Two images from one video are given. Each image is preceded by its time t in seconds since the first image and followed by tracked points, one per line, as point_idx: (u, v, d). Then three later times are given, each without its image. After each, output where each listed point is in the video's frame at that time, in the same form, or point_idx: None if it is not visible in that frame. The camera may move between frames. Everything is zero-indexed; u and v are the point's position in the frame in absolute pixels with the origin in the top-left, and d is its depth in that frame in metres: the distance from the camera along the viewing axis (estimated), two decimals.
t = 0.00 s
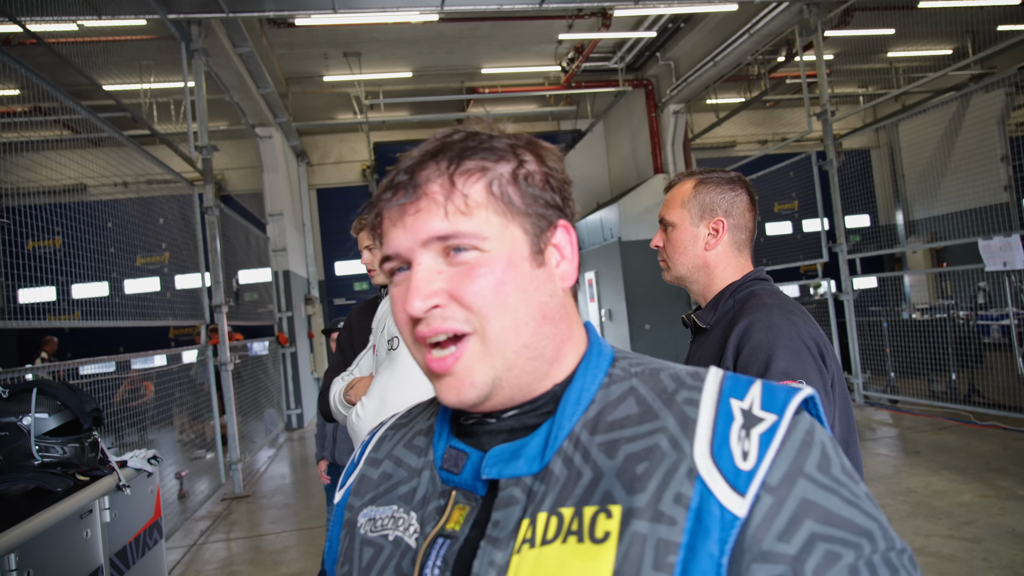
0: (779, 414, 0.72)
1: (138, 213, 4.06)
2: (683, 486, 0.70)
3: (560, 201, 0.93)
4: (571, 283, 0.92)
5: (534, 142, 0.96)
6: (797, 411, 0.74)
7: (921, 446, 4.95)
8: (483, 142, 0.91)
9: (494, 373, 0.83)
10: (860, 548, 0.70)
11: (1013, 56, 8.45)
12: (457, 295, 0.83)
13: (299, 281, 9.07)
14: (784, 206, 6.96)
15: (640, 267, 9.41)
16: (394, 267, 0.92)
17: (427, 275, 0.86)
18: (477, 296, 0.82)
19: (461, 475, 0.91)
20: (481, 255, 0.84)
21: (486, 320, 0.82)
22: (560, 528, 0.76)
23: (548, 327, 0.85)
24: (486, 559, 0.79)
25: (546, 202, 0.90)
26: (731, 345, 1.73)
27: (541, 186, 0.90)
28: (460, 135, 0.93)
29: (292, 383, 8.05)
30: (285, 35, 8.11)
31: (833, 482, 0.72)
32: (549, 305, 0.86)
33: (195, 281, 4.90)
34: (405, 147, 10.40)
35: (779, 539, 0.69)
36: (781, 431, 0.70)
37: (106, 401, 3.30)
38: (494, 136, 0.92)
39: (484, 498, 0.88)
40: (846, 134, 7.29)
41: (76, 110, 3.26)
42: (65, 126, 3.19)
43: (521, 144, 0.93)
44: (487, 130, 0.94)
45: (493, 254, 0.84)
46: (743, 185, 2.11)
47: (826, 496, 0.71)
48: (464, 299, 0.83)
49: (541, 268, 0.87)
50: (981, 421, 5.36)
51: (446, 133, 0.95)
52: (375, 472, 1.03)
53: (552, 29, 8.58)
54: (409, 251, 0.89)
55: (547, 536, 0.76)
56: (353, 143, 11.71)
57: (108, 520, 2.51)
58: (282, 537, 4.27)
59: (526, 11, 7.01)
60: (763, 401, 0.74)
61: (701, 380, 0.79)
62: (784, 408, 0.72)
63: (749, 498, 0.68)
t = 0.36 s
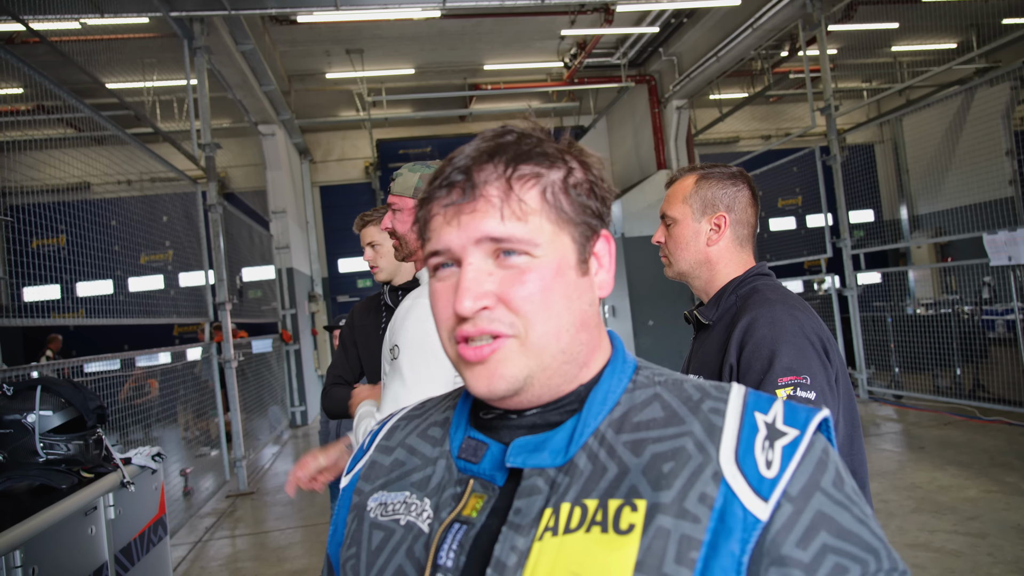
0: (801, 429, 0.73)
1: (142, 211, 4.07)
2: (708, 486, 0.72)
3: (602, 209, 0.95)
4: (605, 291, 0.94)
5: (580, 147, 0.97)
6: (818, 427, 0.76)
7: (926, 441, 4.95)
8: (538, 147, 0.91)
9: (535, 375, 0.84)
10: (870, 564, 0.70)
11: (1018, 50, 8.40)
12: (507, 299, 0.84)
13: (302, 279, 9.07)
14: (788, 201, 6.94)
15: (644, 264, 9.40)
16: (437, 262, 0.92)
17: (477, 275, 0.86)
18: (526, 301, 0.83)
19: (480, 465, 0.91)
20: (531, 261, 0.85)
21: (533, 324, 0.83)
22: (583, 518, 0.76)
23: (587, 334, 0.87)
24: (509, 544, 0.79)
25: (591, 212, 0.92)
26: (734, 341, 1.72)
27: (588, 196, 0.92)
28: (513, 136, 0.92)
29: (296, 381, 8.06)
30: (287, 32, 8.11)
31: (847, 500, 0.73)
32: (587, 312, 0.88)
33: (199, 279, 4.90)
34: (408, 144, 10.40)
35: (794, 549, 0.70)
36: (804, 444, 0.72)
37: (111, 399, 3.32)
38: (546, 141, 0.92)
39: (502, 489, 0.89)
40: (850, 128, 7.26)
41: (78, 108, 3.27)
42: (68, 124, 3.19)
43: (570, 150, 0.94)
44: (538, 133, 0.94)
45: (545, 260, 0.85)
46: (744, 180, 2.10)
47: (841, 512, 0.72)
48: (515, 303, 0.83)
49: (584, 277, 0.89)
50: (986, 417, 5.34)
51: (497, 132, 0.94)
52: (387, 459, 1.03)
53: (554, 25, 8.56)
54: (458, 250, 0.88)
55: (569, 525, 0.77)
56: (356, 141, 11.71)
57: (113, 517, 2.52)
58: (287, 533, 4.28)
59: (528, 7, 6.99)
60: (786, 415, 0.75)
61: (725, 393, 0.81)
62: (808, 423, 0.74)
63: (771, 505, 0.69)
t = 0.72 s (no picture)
0: (804, 435, 0.71)
1: (147, 217, 4.08)
2: (706, 503, 0.70)
3: (587, 203, 0.92)
4: (597, 285, 0.91)
5: (563, 142, 0.95)
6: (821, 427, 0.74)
7: (933, 443, 4.92)
8: (514, 143, 0.90)
9: (518, 374, 0.82)
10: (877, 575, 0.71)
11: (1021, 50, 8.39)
12: (483, 297, 0.83)
13: (306, 283, 9.09)
14: (792, 203, 6.94)
15: (647, 266, 9.39)
16: (422, 265, 0.91)
17: (455, 274, 0.85)
18: (503, 298, 0.82)
19: (477, 472, 0.91)
20: (507, 258, 0.84)
21: (510, 322, 0.82)
22: (577, 530, 0.76)
23: (573, 330, 0.85)
24: (501, 557, 0.79)
25: (575, 205, 0.89)
26: (737, 345, 1.72)
27: (570, 189, 0.90)
28: (491, 134, 0.91)
29: (301, 385, 8.06)
30: (290, 37, 8.14)
31: (852, 510, 0.71)
32: (574, 307, 0.85)
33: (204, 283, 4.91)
34: (411, 148, 10.42)
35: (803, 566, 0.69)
36: (807, 452, 0.70)
37: (115, 404, 3.32)
38: (525, 137, 0.91)
39: (498, 497, 0.88)
40: (853, 129, 7.26)
41: (83, 114, 3.29)
42: (73, 130, 3.21)
43: (552, 144, 0.93)
44: (517, 130, 0.93)
45: (522, 255, 0.83)
46: (746, 182, 2.10)
47: (847, 522, 0.71)
48: (491, 301, 0.82)
49: (567, 270, 0.86)
50: (992, 418, 5.32)
51: (478, 131, 0.94)
52: (395, 464, 1.03)
53: (557, 28, 8.57)
54: (437, 250, 0.88)
55: (564, 539, 0.76)
56: (359, 145, 11.74)
57: (117, 522, 2.52)
58: (292, 538, 4.28)
59: (530, 11, 7.00)
60: (787, 420, 0.73)
61: (724, 393, 0.78)
62: (810, 430, 0.71)
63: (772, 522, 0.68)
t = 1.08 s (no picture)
0: (816, 436, 0.70)
1: (151, 215, 4.08)
2: (713, 509, 0.69)
3: (570, 204, 0.89)
4: (584, 289, 0.88)
5: (547, 140, 0.92)
6: (834, 429, 0.72)
7: (936, 448, 4.91)
8: (484, 150, 0.89)
9: (490, 386, 0.84)
10: None
11: None
12: (449, 311, 0.85)
13: (309, 282, 9.10)
14: (796, 206, 6.92)
15: (651, 268, 9.39)
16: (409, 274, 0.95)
17: (428, 287, 0.88)
18: (466, 313, 0.83)
19: (489, 478, 0.91)
20: (472, 271, 0.84)
21: (476, 336, 0.83)
22: (587, 542, 0.76)
23: (548, 339, 0.84)
24: (513, 569, 0.79)
25: (549, 209, 0.87)
26: (740, 348, 1.72)
27: (545, 192, 0.87)
28: (464, 141, 0.91)
29: (303, 384, 8.06)
30: (296, 37, 8.16)
31: (864, 515, 0.69)
32: (549, 317, 0.84)
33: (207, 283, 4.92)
34: (415, 148, 10.42)
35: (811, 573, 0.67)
36: (818, 455, 0.68)
37: (119, 402, 3.33)
38: (498, 141, 0.89)
39: (511, 503, 0.89)
40: (858, 133, 7.24)
41: (88, 113, 3.29)
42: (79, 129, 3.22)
43: (529, 147, 0.90)
44: (494, 134, 0.91)
45: (485, 267, 0.84)
46: (750, 185, 2.09)
47: (857, 529, 0.69)
48: (455, 315, 0.84)
49: (537, 279, 0.84)
50: (996, 423, 5.31)
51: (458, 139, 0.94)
52: (408, 465, 1.03)
53: (561, 29, 8.58)
54: (413, 263, 0.90)
55: (574, 549, 0.76)
56: (363, 145, 11.75)
57: (119, 520, 2.53)
58: (293, 537, 4.29)
59: (535, 12, 7.01)
60: (799, 421, 0.72)
61: (734, 394, 0.77)
62: (822, 431, 0.70)
63: (780, 528, 0.66)
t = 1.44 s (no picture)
0: (806, 424, 0.69)
1: (148, 215, 4.07)
2: (699, 494, 0.69)
3: (576, 195, 0.90)
4: (591, 278, 0.88)
5: (551, 135, 0.94)
6: (828, 420, 0.71)
7: (933, 444, 4.92)
8: (490, 146, 0.89)
9: (502, 376, 0.84)
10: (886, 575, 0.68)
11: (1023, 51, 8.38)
12: (460, 301, 0.85)
13: (307, 281, 9.09)
14: (793, 203, 6.92)
15: (649, 266, 9.39)
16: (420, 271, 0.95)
17: (439, 281, 0.88)
18: (478, 303, 0.84)
19: (491, 468, 0.91)
20: (483, 261, 0.85)
21: (487, 325, 0.83)
22: (574, 527, 0.76)
23: (558, 327, 0.84)
24: (503, 552, 0.80)
25: (556, 199, 0.87)
26: (737, 345, 1.72)
27: (552, 183, 0.88)
28: (470, 138, 0.92)
29: (301, 384, 8.06)
30: (292, 35, 8.15)
31: (861, 504, 0.69)
32: (558, 305, 0.85)
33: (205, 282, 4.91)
34: (412, 147, 10.41)
35: (802, 558, 0.67)
36: (808, 443, 0.67)
37: (116, 402, 3.32)
38: (503, 136, 0.91)
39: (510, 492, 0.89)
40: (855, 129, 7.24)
41: (84, 112, 3.28)
42: (75, 128, 3.22)
43: (532, 142, 0.91)
44: (498, 131, 0.92)
45: (495, 258, 0.84)
46: (747, 182, 2.09)
47: (853, 517, 0.68)
48: (467, 305, 0.84)
49: (546, 268, 0.85)
50: (993, 420, 5.32)
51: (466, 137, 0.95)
52: (418, 454, 1.04)
53: (558, 27, 8.57)
54: (424, 259, 0.91)
55: (561, 534, 0.76)
56: (360, 143, 11.73)
57: (116, 520, 2.52)
58: (291, 536, 4.28)
59: (532, 10, 7.00)
60: (792, 409, 0.71)
61: (731, 385, 0.77)
62: (813, 419, 0.69)
63: (766, 513, 0.66)
